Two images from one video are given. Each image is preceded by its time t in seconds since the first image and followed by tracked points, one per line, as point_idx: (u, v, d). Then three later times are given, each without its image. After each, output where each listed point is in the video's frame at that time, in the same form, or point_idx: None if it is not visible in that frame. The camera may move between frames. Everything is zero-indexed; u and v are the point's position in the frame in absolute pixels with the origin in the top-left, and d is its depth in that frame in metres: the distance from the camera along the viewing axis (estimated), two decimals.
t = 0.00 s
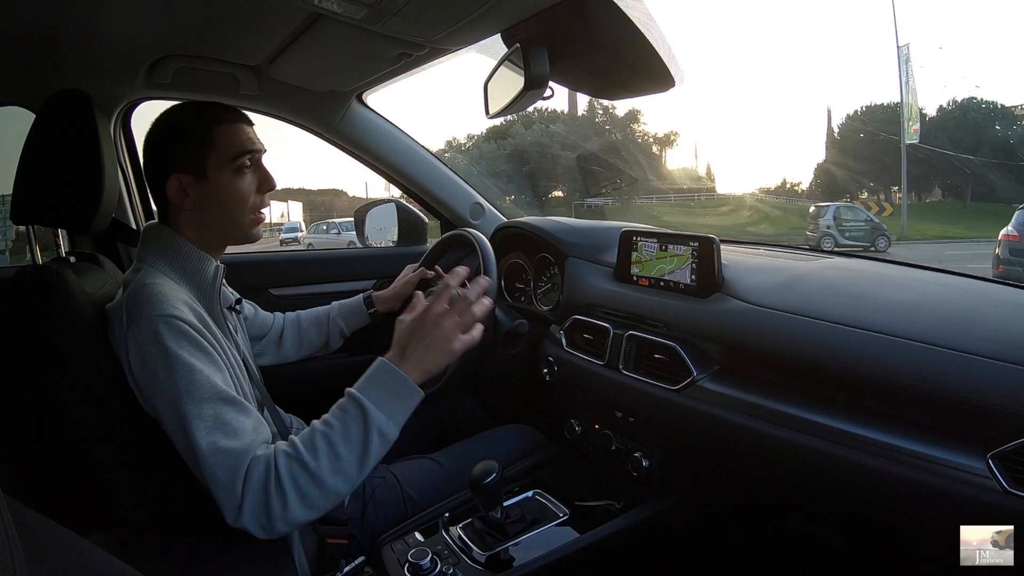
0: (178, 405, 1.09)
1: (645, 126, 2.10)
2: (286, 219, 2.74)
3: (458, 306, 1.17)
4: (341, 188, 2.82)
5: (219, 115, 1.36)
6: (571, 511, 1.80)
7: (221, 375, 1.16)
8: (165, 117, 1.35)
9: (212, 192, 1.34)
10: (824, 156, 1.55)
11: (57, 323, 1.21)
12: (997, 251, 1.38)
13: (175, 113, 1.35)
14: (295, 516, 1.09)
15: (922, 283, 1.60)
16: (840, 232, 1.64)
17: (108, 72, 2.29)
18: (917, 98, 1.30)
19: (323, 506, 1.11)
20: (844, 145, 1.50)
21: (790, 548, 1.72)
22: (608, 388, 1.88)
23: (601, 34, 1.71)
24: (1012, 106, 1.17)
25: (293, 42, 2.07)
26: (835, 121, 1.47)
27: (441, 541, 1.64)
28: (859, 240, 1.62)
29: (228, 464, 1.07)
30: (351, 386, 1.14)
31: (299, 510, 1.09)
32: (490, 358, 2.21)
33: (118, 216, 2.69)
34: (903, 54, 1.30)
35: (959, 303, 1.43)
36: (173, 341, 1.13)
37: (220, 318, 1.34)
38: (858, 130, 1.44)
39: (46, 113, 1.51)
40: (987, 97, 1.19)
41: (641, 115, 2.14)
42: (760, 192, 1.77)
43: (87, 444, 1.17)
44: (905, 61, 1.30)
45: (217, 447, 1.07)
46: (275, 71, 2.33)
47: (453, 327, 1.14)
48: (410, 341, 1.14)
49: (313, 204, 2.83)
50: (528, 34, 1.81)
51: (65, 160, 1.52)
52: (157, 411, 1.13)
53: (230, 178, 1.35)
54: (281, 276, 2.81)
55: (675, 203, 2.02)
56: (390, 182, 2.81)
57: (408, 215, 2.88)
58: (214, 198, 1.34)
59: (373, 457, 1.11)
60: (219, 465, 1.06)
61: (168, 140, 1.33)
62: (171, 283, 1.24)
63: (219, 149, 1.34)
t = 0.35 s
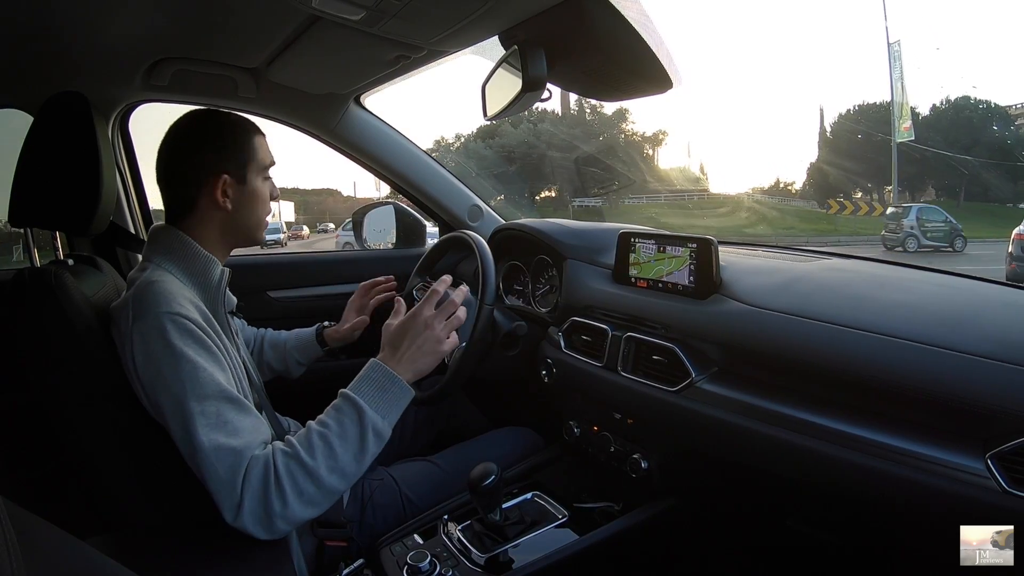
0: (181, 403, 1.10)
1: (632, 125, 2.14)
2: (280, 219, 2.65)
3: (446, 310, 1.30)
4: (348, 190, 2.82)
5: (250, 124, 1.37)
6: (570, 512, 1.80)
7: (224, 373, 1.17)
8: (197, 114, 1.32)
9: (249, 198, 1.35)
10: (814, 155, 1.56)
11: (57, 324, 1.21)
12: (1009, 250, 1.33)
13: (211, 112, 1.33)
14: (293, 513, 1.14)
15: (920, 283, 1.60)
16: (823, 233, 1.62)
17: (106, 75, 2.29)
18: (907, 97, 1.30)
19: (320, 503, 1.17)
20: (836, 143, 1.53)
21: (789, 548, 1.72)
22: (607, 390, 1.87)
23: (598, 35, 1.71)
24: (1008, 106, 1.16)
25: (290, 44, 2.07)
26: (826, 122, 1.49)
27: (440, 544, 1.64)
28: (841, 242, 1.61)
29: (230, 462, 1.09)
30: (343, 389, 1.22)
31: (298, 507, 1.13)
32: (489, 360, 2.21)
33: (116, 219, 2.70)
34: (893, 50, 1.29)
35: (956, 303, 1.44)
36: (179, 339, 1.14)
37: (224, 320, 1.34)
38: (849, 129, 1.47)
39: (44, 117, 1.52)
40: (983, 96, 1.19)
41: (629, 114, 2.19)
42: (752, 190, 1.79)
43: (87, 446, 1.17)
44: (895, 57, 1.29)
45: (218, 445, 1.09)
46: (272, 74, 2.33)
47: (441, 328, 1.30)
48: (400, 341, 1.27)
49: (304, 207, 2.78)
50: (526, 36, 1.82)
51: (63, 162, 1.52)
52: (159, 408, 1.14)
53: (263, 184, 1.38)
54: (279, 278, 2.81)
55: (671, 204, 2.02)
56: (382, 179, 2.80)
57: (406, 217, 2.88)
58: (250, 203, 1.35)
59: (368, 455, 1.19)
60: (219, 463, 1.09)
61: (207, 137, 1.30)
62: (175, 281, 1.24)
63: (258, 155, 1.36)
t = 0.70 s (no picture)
0: (186, 402, 1.10)
1: (620, 123, 2.17)
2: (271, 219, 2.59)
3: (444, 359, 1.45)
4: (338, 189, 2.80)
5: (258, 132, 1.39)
6: (568, 513, 1.80)
7: (227, 373, 1.18)
8: (210, 120, 1.31)
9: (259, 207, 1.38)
10: (808, 154, 1.54)
11: (59, 325, 1.21)
12: None
13: (222, 118, 1.32)
14: (300, 512, 1.16)
15: (917, 283, 1.60)
16: (828, 234, 1.65)
17: (104, 76, 2.29)
18: (898, 94, 1.32)
19: (322, 505, 1.20)
20: (830, 143, 1.50)
21: (789, 549, 1.72)
22: (605, 391, 1.87)
23: (596, 36, 1.72)
24: (1003, 105, 1.18)
25: (288, 46, 2.07)
26: (820, 120, 1.47)
27: (438, 545, 1.64)
28: (849, 240, 1.62)
29: (240, 460, 1.10)
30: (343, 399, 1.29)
31: (306, 506, 1.16)
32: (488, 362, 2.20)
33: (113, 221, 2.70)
34: (885, 49, 1.30)
35: (954, 303, 1.44)
36: (184, 339, 1.14)
37: (223, 321, 1.35)
38: (841, 128, 1.45)
39: (41, 119, 1.52)
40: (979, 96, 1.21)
41: (618, 112, 2.22)
42: (747, 190, 1.77)
43: (85, 448, 1.17)
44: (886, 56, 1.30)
45: (225, 443, 1.09)
46: (270, 75, 2.33)
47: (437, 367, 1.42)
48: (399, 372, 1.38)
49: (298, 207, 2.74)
50: (524, 37, 1.82)
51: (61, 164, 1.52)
52: (161, 407, 1.13)
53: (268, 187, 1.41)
54: (277, 280, 2.81)
55: (670, 205, 2.02)
56: (371, 176, 2.80)
57: (403, 218, 2.88)
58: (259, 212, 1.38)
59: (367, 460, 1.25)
60: (227, 462, 1.09)
61: (225, 146, 1.30)
62: (176, 281, 1.24)
63: (265, 160, 1.39)
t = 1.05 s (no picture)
0: (189, 402, 1.10)
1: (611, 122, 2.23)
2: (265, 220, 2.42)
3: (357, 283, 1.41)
4: (326, 185, 2.79)
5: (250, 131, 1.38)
6: (567, 514, 1.80)
7: (230, 372, 1.18)
8: (208, 124, 1.30)
9: (257, 208, 1.39)
10: (801, 153, 1.58)
11: (60, 325, 1.21)
12: None
13: (219, 120, 1.31)
14: (292, 505, 1.16)
15: (915, 283, 1.61)
16: (827, 235, 1.66)
17: (102, 77, 2.29)
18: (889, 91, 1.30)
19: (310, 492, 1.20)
20: (822, 141, 1.55)
21: (788, 549, 1.72)
22: (603, 392, 1.87)
23: (593, 38, 1.72)
24: (995, 104, 1.16)
25: (286, 46, 2.07)
26: (815, 119, 1.50)
27: (436, 546, 1.64)
28: (852, 240, 1.63)
29: (231, 459, 1.09)
30: (291, 374, 1.27)
31: (296, 496, 1.16)
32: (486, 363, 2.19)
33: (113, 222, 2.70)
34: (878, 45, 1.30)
35: (953, 303, 1.44)
36: (190, 338, 1.14)
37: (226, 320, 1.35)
38: (836, 127, 1.49)
39: (39, 120, 1.52)
40: (974, 95, 1.19)
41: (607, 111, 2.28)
42: (744, 190, 1.79)
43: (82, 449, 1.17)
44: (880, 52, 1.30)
45: (224, 443, 1.09)
46: (268, 76, 2.34)
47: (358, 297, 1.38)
48: (327, 319, 1.34)
49: (292, 205, 2.75)
50: (523, 39, 1.83)
51: (58, 165, 1.52)
52: (163, 407, 1.13)
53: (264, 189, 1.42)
54: (275, 280, 2.81)
55: (668, 207, 2.03)
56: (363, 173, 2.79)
57: (402, 219, 2.88)
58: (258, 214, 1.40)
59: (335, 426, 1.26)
60: (223, 461, 1.09)
61: (224, 149, 1.30)
62: (182, 280, 1.25)
63: (262, 162, 1.39)
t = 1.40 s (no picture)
0: (184, 404, 1.10)
1: (603, 121, 2.28)
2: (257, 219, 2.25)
3: (329, 266, 1.41)
4: (320, 185, 2.77)
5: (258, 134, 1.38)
6: (566, 515, 1.80)
7: (226, 374, 1.18)
8: (211, 124, 1.30)
9: (255, 209, 1.37)
10: (795, 153, 1.56)
11: (57, 327, 1.20)
12: None
13: (224, 122, 1.32)
14: (287, 506, 1.16)
15: (912, 283, 1.61)
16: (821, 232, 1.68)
17: (100, 77, 2.28)
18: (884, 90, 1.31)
19: (305, 492, 1.20)
20: (818, 141, 1.53)
21: (786, 550, 1.72)
22: (601, 392, 1.87)
23: (590, 37, 1.72)
24: (992, 104, 1.16)
25: (285, 47, 2.07)
26: (809, 118, 1.48)
27: (435, 547, 1.63)
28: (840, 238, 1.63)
29: (223, 461, 1.09)
30: (282, 373, 1.27)
31: (290, 497, 1.16)
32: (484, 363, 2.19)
33: (110, 222, 2.70)
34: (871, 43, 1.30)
35: (951, 303, 1.44)
36: (185, 340, 1.14)
37: (226, 322, 1.35)
38: (830, 126, 1.47)
39: (38, 120, 1.52)
40: (971, 95, 1.18)
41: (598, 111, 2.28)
42: (739, 190, 1.84)
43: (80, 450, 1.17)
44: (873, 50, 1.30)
45: (216, 446, 1.09)
46: (266, 77, 2.33)
47: (334, 281, 1.38)
48: (313, 312, 1.34)
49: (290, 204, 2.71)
50: (520, 39, 1.83)
51: (57, 165, 1.52)
52: (159, 408, 1.13)
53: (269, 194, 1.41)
54: (274, 281, 2.80)
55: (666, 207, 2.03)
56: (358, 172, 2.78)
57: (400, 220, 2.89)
58: (255, 215, 1.37)
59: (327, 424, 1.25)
60: (215, 463, 1.09)
61: (223, 149, 1.30)
62: (181, 282, 1.25)
63: (268, 168, 1.39)
